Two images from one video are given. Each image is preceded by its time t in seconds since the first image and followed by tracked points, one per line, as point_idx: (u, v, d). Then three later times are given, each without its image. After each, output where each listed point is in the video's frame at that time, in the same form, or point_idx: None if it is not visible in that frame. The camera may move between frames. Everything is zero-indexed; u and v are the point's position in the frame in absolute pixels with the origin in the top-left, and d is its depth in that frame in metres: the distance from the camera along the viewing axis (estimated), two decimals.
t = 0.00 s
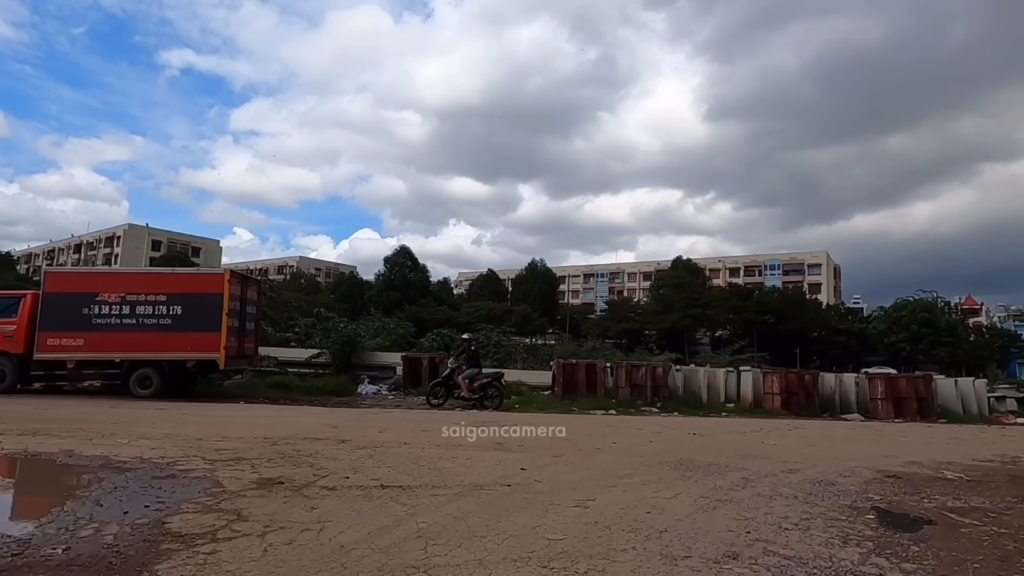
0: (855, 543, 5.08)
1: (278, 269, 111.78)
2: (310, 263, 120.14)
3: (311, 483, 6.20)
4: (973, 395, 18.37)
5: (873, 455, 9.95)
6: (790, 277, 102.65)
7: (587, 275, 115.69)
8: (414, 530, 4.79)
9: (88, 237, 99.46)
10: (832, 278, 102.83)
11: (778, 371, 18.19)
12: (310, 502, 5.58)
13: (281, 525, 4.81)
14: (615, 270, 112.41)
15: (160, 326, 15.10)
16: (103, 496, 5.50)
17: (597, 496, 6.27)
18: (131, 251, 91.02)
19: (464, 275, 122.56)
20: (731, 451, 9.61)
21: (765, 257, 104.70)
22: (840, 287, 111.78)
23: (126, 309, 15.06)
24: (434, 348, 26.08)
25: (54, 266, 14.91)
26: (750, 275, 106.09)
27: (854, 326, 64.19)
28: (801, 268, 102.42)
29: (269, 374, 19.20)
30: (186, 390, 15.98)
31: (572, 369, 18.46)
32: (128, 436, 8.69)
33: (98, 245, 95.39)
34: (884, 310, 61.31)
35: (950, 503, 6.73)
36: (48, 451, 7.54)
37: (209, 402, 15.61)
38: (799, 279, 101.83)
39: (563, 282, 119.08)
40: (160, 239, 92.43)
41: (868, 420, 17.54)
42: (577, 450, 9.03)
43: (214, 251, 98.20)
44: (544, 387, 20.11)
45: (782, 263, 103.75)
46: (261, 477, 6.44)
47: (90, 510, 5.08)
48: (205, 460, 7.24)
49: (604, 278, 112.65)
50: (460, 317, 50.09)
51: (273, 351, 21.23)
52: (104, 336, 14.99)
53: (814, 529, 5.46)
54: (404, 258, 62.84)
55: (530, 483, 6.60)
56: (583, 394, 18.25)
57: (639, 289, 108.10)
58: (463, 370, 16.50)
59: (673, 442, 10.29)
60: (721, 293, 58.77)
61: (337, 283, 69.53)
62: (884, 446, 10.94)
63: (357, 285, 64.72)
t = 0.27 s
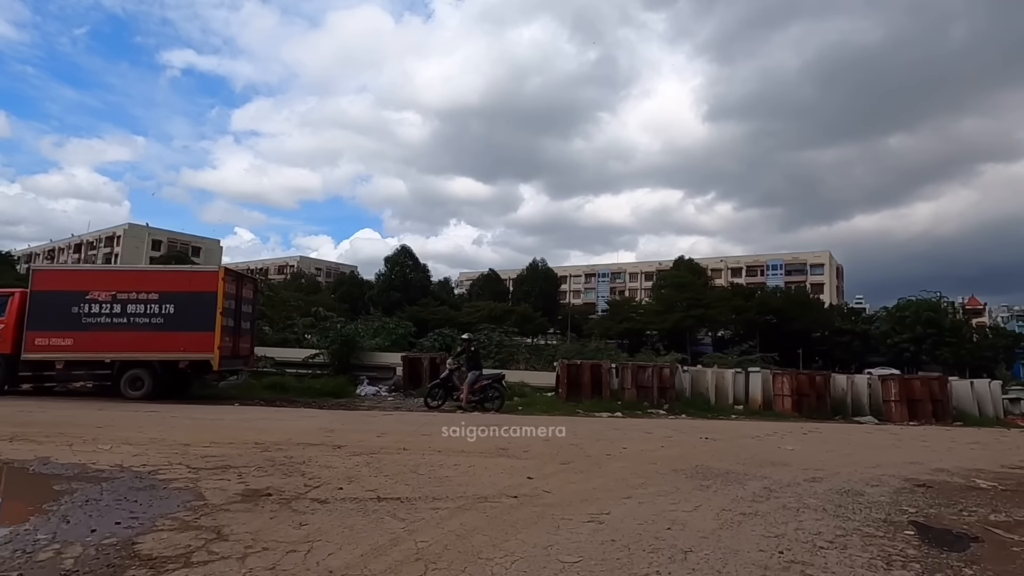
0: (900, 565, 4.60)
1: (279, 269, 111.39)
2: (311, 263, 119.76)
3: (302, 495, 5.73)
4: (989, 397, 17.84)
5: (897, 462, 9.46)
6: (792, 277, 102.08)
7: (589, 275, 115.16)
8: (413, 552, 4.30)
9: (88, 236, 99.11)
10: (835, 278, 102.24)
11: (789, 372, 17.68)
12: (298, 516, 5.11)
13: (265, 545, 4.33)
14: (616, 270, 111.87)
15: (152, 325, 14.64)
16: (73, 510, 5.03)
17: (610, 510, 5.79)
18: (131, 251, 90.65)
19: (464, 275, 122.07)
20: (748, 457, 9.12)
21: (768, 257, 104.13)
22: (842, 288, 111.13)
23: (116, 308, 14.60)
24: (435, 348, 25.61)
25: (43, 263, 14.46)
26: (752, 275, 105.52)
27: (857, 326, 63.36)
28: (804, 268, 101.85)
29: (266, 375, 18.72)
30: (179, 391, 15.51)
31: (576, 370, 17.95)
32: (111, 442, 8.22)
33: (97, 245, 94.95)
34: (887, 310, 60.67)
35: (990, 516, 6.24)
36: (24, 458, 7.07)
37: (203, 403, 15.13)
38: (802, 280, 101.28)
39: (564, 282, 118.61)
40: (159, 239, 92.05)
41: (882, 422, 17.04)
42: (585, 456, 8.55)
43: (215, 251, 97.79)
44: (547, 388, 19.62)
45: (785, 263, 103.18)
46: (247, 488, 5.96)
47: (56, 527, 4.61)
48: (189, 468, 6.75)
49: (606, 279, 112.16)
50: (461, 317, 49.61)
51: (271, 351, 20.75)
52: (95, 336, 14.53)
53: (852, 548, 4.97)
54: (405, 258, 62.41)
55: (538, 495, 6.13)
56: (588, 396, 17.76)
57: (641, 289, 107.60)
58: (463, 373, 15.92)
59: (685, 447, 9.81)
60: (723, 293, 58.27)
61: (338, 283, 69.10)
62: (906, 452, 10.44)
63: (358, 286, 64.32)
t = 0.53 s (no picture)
0: None
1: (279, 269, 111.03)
2: (311, 263, 119.43)
3: (290, 506, 5.34)
4: (1003, 398, 17.39)
5: (915, 466, 9.08)
6: (794, 277, 101.62)
7: (589, 275, 114.76)
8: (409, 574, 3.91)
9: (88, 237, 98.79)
10: (837, 278, 101.76)
11: (796, 372, 17.29)
12: (285, 531, 4.72)
13: (246, 565, 3.94)
14: (616, 270, 111.50)
15: (144, 325, 14.26)
16: (41, 524, 4.65)
17: (621, 521, 5.40)
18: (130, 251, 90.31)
19: (465, 275, 121.71)
20: (761, 462, 8.74)
21: (769, 257, 103.69)
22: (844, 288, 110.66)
23: (108, 307, 14.22)
24: (435, 349, 25.24)
25: (32, 261, 14.09)
26: (753, 275, 105.09)
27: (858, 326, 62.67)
28: (806, 268, 101.38)
29: (262, 376, 18.31)
30: (173, 392, 15.14)
31: (579, 371, 17.55)
32: (95, 447, 7.83)
33: (96, 246, 94.60)
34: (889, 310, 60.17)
35: None
36: None
37: (197, 405, 14.76)
38: (803, 279, 100.83)
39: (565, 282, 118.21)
40: (159, 239, 91.72)
41: (892, 424, 16.66)
42: (592, 461, 8.17)
43: (215, 251, 97.45)
44: (549, 389, 19.23)
45: (786, 263, 102.72)
46: (232, 498, 5.59)
47: (19, 543, 4.23)
48: (172, 476, 6.38)
49: (606, 279, 111.75)
50: (461, 317, 49.20)
51: (267, 352, 20.34)
52: (85, 336, 14.15)
53: (886, 565, 4.58)
54: (405, 258, 62.04)
55: (544, 505, 5.73)
56: (591, 397, 17.36)
57: (642, 289, 107.19)
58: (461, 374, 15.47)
59: (695, 450, 9.42)
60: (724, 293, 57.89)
61: (338, 283, 68.71)
62: (924, 456, 10.04)
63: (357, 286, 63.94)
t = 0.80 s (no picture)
0: None
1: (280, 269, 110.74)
2: (312, 263, 119.15)
3: (276, 520, 4.95)
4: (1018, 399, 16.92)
5: (938, 472, 8.66)
6: (796, 277, 101.13)
7: (591, 275, 114.32)
8: None
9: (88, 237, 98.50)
10: (839, 278, 101.25)
11: (805, 373, 16.87)
12: (269, 548, 4.33)
13: None
14: (618, 270, 111.08)
15: (135, 325, 13.87)
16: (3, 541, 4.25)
17: (634, 536, 5.00)
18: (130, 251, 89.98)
19: (466, 275, 121.35)
20: (776, 467, 8.33)
21: (771, 257, 103.14)
22: (846, 287, 110.15)
23: (98, 306, 13.83)
24: (435, 349, 24.85)
25: (20, 259, 13.71)
26: (755, 275, 104.56)
27: (862, 326, 62.16)
28: (808, 267, 100.82)
29: (258, 377, 17.91)
30: (166, 393, 14.75)
31: (582, 372, 17.15)
32: (75, 452, 7.44)
33: (96, 246, 94.33)
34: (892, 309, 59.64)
35: None
36: None
37: (190, 407, 14.38)
38: (805, 279, 100.34)
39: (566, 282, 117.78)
40: (159, 239, 91.37)
41: (904, 426, 16.22)
42: (598, 467, 7.76)
43: (216, 251, 97.01)
44: (551, 390, 18.82)
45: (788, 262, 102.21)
46: (213, 510, 5.19)
47: None
48: (152, 485, 5.98)
49: (608, 279, 111.33)
50: (462, 318, 48.79)
51: (264, 352, 19.94)
52: (75, 336, 13.77)
53: None
54: (406, 258, 61.67)
55: (550, 518, 5.35)
56: (595, 398, 16.94)
57: (643, 289, 106.75)
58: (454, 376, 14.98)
59: (706, 456, 9.01)
60: (726, 293, 57.46)
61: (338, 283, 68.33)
62: (944, 460, 9.62)
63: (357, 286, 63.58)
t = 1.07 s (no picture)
0: None
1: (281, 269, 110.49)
2: (313, 263, 118.87)
3: (261, 532, 4.58)
4: None
5: (962, 477, 8.26)
6: (798, 276, 100.59)
7: (592, 275, 113.86)
8: None
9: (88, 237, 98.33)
10: (842, 277, 100.70)
11: (814, 373, 16.46)
12: (251, 564, 3.96)
13: None
14: (619, 270, 110.70)
15: (128, 324, 13.53)
16: None
17: (648, 550, 4.62)
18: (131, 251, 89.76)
19: (467, 275, 121.00)
20: (791, 473, 7.95)
21: (774, 256, 102.57)
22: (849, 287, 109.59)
23: (90, 304, 13.48)
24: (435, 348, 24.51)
25: (10, 256, 13.38)
26: (758, 274, 104.02)
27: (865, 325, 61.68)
28: (811, 267, 100.25)
29: (255, 377, 17.53)
30: (159, 394, 14.39)
31: (586, 371, 16.77)
32: (56, 457, 7.08)
33: (96, 246, 94.08)
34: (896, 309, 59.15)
35: None
36: None
37: (184, 407, 14.02)
38: (808, 279, 99.81)
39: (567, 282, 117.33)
40: (160, 239, 91.14)
41: (917, 427, 15.82)
42: (606, 472, 7.39)
43: (217, 251, 96.73)
44: (554, 390, 18.44)
45: (791, 262, 101.67)
46: (195, 521, 4.82)
47: None
48: (132, 492, 5.62)
49: (609, 278, 110.88)
50: (463, 317, 48.40)
51: (261, 352, 19.57)
52: (66, 335, 13.42)
53: None
54: (407, 257, 61.34)
55: (556, 530, 4.96)
56: (599, 399, 16.56)
57: (645, 289, 106.29)
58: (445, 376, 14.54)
59: (717, 460, 8.61)
60: (729, 293, 57.05)
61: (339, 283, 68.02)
62: (966, 464, 9.22)
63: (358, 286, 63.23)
